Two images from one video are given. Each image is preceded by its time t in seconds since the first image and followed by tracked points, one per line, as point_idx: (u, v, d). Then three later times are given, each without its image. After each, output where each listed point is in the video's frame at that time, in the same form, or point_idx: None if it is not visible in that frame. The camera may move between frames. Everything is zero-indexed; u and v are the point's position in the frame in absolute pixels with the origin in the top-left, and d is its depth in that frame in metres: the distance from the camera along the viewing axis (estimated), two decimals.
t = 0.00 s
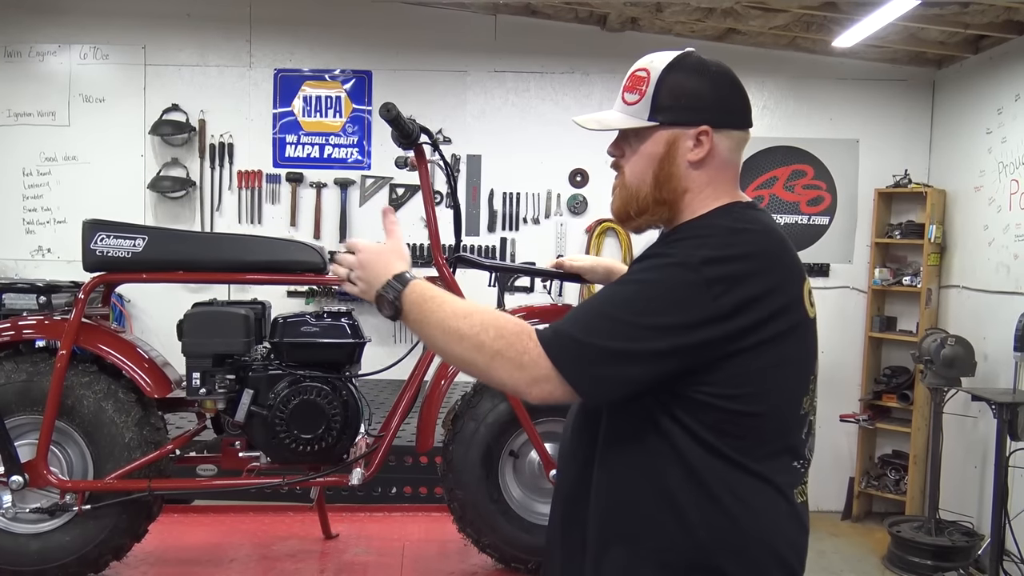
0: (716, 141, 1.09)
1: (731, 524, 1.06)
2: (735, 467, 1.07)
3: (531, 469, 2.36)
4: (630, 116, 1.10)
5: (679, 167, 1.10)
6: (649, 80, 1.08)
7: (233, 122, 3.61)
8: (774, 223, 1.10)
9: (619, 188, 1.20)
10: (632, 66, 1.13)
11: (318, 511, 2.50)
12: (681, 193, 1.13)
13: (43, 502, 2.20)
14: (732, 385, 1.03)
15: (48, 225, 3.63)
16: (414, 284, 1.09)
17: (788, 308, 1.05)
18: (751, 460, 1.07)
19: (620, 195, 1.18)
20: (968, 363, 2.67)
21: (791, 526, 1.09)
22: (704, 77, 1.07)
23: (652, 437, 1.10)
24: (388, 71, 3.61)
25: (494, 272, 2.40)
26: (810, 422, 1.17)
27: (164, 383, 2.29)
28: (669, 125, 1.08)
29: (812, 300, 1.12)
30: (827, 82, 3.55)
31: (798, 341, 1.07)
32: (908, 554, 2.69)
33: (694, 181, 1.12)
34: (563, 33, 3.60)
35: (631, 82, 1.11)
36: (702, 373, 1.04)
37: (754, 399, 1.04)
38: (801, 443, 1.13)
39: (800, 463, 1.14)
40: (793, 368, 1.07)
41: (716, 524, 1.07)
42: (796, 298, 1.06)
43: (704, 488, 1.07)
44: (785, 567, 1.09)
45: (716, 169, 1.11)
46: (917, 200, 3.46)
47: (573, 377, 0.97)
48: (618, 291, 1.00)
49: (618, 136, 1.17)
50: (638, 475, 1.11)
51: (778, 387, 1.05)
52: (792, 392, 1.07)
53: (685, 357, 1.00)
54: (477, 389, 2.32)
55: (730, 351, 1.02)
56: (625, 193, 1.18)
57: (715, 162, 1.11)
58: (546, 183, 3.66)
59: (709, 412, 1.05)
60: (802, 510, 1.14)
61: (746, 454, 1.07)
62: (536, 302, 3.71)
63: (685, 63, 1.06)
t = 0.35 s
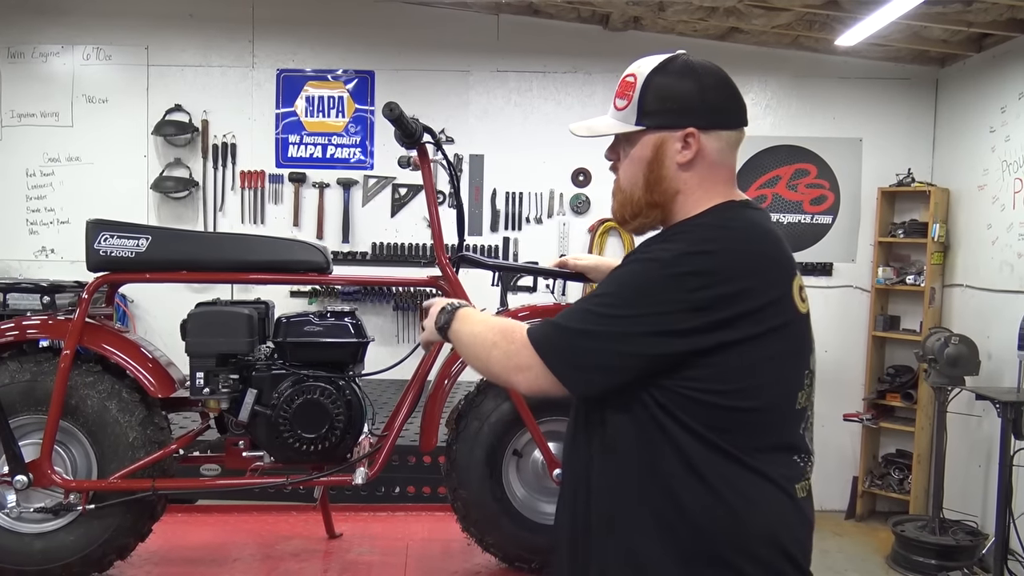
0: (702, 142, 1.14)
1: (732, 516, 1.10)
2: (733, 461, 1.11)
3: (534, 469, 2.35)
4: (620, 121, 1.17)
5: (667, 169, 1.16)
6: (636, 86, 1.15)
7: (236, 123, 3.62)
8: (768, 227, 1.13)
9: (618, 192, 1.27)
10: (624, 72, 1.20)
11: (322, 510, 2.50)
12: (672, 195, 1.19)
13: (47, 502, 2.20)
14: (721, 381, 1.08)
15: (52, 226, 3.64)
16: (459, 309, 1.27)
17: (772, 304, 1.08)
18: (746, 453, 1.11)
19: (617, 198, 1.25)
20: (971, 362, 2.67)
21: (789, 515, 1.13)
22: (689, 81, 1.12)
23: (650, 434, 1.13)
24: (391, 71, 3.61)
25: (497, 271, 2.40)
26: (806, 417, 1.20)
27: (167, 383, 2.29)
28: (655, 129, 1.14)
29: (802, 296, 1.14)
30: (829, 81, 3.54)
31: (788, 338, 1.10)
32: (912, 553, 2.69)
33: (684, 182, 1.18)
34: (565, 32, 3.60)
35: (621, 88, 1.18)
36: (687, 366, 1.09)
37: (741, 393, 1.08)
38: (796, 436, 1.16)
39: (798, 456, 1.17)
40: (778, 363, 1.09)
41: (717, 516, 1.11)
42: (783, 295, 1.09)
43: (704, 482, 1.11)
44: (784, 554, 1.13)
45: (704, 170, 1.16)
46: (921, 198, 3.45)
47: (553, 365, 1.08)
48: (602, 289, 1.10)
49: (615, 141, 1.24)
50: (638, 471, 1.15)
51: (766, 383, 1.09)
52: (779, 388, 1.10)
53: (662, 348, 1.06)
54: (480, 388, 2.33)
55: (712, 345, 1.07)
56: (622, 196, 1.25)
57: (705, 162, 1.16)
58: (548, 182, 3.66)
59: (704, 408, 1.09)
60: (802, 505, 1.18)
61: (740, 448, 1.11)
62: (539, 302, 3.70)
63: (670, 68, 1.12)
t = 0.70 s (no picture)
0: (694, 142, 1.17)
1: (731, 508, 1.16)
2: (729, 456, 1.16)
3: (540, 468, 2.35)
4: (612, 123, 1.20)
5: (658, 170, 1.19)
6: (627, 88, 1.18)
7: (242, 122, 3.62)
8: (744, 229, 1.16)
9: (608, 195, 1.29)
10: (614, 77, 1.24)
11: (328, 509, 2.50)
12: (663, 195, 1.21)
13: (55, 500, 2.21)
14: (707, 378, 1.14)
15: (59, 225, 3.65)
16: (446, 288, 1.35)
17: (735, 302, 1.13)
18: (737, 447, 1.17)
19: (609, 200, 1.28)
20: (979, 361, 2.66)
21: (787, 505, 1.18)
22: (680, 83, 1.16)
23: (648, 434, 1.18)
24: (396, 70, 3.61)
25: (503, 270, 2.40)
26: (795, 407, 1.24)
27: (174, 381, 2.30)
28: (646, 130, 1.17)
29: (775, 293, 1.17)
30: (836, 79, 3.53)
31: (757, 335, 1.15)
32: (920, 552, 2.68)
33: (674, 183, 1.20)
34: (571, 31, 3.60)
35: (612, 91, 1.21)
36: (659, 352, 1.15)
37: (722, 387, 1.14)
38: (785, 429, 1.21)
39: (788, 447, 1.22)
40: (748, 359, 1.14)
41: (717, 509, 1.16)
42: (751, 293, 1.14)
43: (702, 477, 1.16)
44: (786, 544, 1.18)
45: (695, 171, 1.19)
46: (928, 197, 3.44)
47: (526, 344, 1.16)
48: (580, 275, 1.17)
49: (607, 145, 1.27)
50: (632, 466, 1.20)
51: (746, 377, 1.14)
52: (756, 381, 1.15)
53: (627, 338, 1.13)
54: (486, 387, 2.33)
55: (679, 337, 1.13)
56: (613, 198, 1.27)
57: (695, 163, 1.19)
58: (554, 181, 3.66)
59: (697, 406, 1.15)
60: (797, 496, 1.21)
61: (729, 442, 1.16)
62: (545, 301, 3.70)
63: (661, 70, 1.16)
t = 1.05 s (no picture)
0: (702, 141, 1.16)
1: (739, 504, 1.15)
2: (735, 453, 1.16)
3: (552, 468, 2.35)
4: (619, 121, 1.18)
5: (665, 167, 1.17)
6: (635, 86, 1.16)
7: (255, 121, 3.64)
8: (741, 229, 1.15)
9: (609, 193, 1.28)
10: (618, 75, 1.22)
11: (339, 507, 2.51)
12: (669, 192, 1.20)
13: (69, 496, 2.23)
14: (711, 373, 1.14)
15: (73, 223, 3.68)
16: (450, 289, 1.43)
17: (726, 299, 1.12)
18: (741, 442, 1.16)
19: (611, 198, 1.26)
20: (994, 363, 2.64)
21: (792, 502, 1.19)
22: (687, 82, 1.15)
23: (652, 430, 1.18)
24: (408, 69, 3.62)
25: (515, 269, 2.40)
26: (799, 403, 1.23)
27: (187, 379, 2.31)
28: (655, 127, 1.16)
29: (770, 289, 1.16)
30: (850, 79, 3.52)
31: (752, 329, 1.14)
32: (931, 555, 2.67)
33: (680, 180, 1.19)
34: (584, 30, 3.59)
35: (618, 90, 1.19)
36: (656, 344, 1.15)
37: (724, 382, 1.14)
38: (790, 426, 1.21)
39: (791, 443, 1.21)
40: (739, 356, 1.13)
41: (725, 505, 1.16)
42: (743, 291, 1.13)
43: (709, 473, 1.16)
44: (792, 541, 1.18)
45: (701, 168, 1.18)
46: (943, 197, 3.42)
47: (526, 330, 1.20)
48: (581, 266, 1.19)
49: (607, 143, 1.25)
50: (637, 462, 1.20)
51: (745, 372, 1.14)
52: (750, 375, 1.14)
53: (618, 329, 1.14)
54: (498, 386, 2.33)
55: (673, 330, 1.13)
56: (616, 195, 1.25)
57: (701, 161, 1.18)
58: (566, 180, 3.66)
59: (702, 402, 1.15)
60: (800, 491, 1.21)
61: (734, 437, 1.16)
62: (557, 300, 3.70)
63: (669, 69, 1.15)
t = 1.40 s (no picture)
0: (732, 137, 1.16)
1: (769, 506, 1.14)
2: (764, 454, 1.15)
3: (569, 468, 2.35)
4: (649, 115, 1.16)
5: (695, 163, 1.17)
6: (665, 81, 1.15)
7: (274, 121, 3.66)
8: (767, 228, 1.14)
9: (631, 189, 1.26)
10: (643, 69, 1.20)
11: (358, 505, 2.52)
12: (696, 188, 1.18)
13: (91, 493, 2.25)
14: (741, 374, 1.13)
15: (95, 222, 3.72)
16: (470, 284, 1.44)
17: (752, 298, 1.11)
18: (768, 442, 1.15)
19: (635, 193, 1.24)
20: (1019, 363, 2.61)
21: (821, 504, 1.18)
22: (715, 80, 1.15)
23: (678, 429, 1.17)
24: (426, 69, 3.63)
25: (533, 269, 2.39)
26: (825, 404, 1.23)
27: (207, 377, 2.32)
28: (686, 122, 1.15)
29: (795, 288, 1.15)
30: (871, 76, 3.49)
31: (777, 330, 1.13)
32: (953, 557, 2.64)
33: (707, 177, 1.18)
34: (602, 29, 3.59)
35: (645, 83, 1.17)
36: (682, 343, 1.14)
37: (750, 381, 1.13)
38: (816, 425, 1.20)
39: (818, 444, 1.21)
40: (765, 356, 1.12)
41: (755, 507, 1.14)
42: (769, 290, 1.12)
43: (737, 474, 1.15)
44: (820, 542, 1.17)
45: (730, 165, 1.17)
46: (965, 196, 3.38)
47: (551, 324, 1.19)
48: (605, 262, 1.18)
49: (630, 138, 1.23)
50: (660, 460, 1.19)
51: (772, 372, 1.13)
52: (777, 376, 1.13)
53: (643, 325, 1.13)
54: (515, 385, 2.32)
55: (699, 328, 1.12)
56: (640, 191, 1.24)
57: (729, 158, 1.18)
58: (584, 179, 3.65)
59: (731, 402, 1.14)
60: (828, 492, 1.20)
61: (760, 436, 1.15)
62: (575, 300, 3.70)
63: (697, 66, 1.14)
